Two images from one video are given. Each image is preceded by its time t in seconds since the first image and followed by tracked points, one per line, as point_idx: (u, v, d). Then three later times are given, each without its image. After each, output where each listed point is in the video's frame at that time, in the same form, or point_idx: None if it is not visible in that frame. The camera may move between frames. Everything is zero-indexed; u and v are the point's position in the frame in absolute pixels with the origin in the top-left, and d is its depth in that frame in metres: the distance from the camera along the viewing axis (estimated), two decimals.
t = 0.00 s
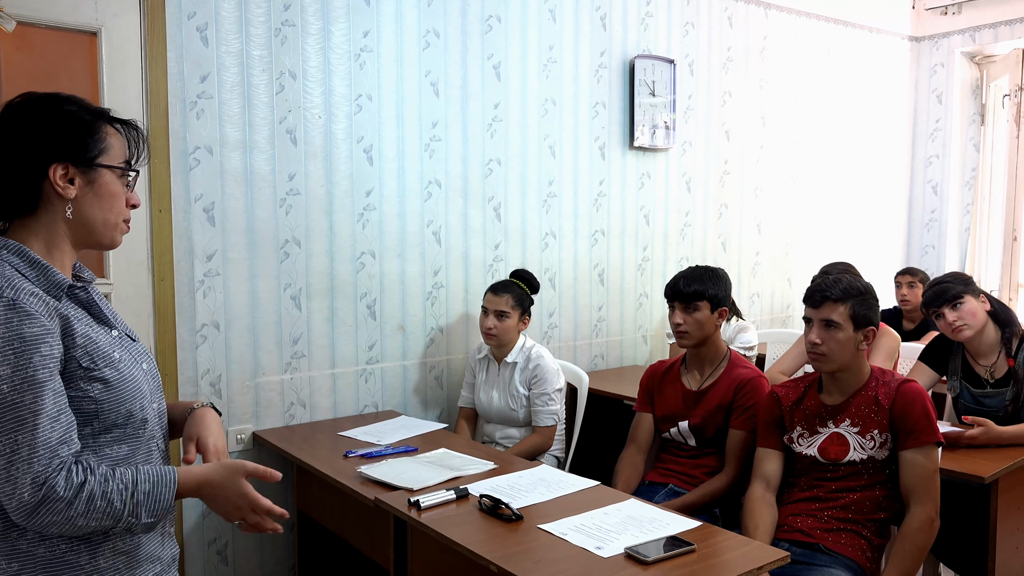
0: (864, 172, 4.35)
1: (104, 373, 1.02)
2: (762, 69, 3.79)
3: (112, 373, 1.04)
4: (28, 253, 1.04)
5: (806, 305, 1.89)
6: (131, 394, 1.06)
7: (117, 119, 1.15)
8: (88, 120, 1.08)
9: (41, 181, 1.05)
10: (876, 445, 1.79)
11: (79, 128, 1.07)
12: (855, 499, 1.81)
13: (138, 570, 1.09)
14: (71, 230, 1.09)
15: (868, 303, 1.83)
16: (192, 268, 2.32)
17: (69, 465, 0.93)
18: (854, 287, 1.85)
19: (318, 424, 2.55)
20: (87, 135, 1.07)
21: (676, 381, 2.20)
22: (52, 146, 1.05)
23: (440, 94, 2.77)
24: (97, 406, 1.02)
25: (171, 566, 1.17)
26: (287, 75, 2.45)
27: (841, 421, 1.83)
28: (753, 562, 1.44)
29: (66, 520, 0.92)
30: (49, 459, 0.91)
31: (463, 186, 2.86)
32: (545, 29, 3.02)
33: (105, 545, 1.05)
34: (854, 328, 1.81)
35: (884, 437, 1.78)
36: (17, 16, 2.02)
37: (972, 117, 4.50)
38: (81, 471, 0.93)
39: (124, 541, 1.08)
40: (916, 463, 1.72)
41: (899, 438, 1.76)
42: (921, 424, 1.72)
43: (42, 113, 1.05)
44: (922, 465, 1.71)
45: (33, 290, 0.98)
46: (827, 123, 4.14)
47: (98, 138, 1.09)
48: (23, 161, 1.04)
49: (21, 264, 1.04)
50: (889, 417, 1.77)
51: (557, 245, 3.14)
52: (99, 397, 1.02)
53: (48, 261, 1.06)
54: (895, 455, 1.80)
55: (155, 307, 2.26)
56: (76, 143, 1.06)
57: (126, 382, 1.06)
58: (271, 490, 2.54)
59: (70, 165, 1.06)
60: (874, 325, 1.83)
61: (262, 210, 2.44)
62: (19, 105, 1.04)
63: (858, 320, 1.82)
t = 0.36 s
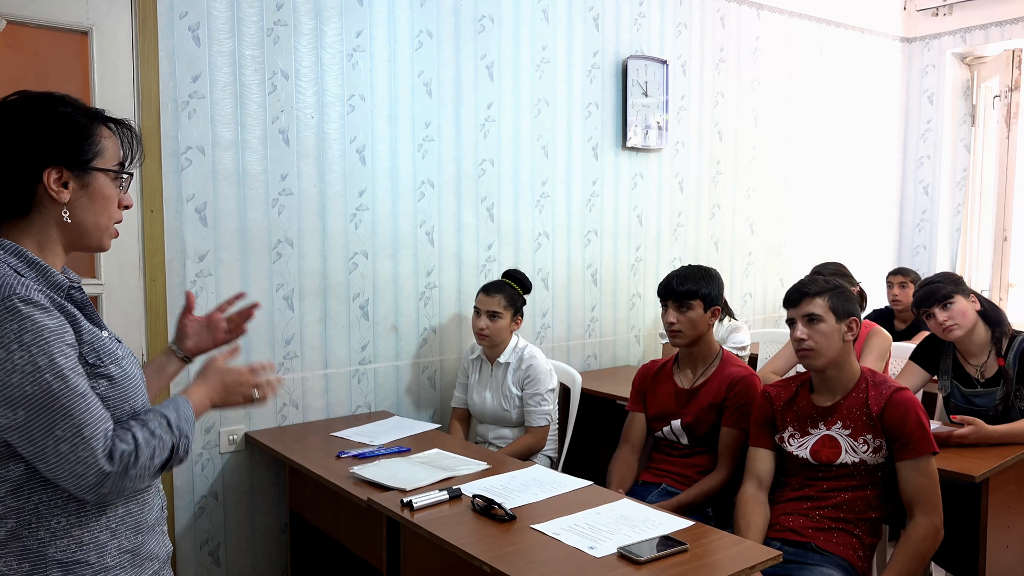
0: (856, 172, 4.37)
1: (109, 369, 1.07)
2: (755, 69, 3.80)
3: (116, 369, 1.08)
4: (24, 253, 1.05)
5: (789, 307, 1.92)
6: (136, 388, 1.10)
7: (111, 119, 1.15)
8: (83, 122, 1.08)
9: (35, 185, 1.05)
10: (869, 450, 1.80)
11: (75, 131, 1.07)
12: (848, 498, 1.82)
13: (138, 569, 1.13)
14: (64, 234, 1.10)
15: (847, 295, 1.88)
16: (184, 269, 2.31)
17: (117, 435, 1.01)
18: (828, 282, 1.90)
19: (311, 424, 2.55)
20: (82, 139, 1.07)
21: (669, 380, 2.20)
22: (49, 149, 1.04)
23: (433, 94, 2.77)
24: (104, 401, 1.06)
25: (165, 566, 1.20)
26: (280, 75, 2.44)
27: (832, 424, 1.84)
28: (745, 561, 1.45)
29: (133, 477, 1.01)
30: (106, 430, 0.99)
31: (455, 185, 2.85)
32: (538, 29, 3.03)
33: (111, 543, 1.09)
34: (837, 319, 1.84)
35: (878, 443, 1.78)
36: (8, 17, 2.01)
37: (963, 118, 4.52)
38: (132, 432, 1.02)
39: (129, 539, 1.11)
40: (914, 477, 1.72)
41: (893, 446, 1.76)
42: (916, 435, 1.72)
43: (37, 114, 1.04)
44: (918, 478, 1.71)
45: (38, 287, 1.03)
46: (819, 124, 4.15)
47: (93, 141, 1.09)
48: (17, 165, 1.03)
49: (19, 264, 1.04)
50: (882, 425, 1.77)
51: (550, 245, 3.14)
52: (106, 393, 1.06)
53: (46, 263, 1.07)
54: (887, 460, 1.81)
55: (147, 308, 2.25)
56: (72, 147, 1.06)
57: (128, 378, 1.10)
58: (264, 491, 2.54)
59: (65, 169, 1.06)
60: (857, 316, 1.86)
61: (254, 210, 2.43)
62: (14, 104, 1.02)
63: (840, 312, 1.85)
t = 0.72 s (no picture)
0: (845, 172, 4.39)
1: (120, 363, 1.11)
2: (745, 69, 3.81)
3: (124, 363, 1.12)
4: (35, 252, 1.05)
5: (768, 308, 1.94)
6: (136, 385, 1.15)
7: (106, 122, 1.14)
8: (77, 125, 1.08)
9: (28, 189, 1.05)
10: (856, 445, 1.81)
11: (69, 134, 1.06)
12: (836, 496, 1.83)
13: (136, 563, 1.14)
14: (57, 238, 1.09)
15: (823, 292, 1.90)
16: (173, 269, 2.30)
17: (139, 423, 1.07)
18: (802, 281, 1.93)
19: (302, 425, 2.54)
20: (76, 143, 1.07)
21: (659, 379, 2.21)
22: (42, 153, 1.04)
23: (424, 94, 2.77)
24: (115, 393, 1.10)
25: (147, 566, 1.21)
26: (270, 75, 2.44)
27: (819, 420, 1.85)
28: (736, 561, 1.45)
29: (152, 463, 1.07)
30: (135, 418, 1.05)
31: (446, 185, 2.85)
32: (529, 29, 3.03)
33: (116, 534, 1.10)
34: (816, 316, 1.86)
35: (864, 438, 1.80)
36: None
37: (952, 119, 4.55)
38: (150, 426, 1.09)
39: (131, 530, 1.13)
40: (904, 471, 1.72)
41: (880, 440, 1.77)
42: (902, 427, 1.73)
43: (31, 118, 1.04)
44: (905, 471, 1.72)
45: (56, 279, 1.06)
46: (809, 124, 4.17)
47: (86, 145, 1.08)
48: (10, 170, 1.03)
49: (29, 261, 1.04)
50: (868, 419, 1.78)
51: (541, 245, 3.14)
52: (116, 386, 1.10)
53: (54, 262, 1.08)
54: (875, 456, 1.82)
55: (136, 308, 2.24)
56: (65, 151, 1.05)
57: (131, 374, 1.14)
58: (255, 492, 2.53)
59: (57, 174, 1.06)
60: (835, 313, 1.88)
61: (244, 210, 2.42)
62: (7, 108, 1.02)
63: (818, 309, 1.87)
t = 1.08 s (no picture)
0: (842, 172, 4.40)
1: (113, 366, 1.09)
2: (742, 70, 3.82)
3: (120, 367, 1.10)
4: (31, 253, 1.05)
5: (762, 309, 1.95)
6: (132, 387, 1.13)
7: (102, 121, 1.14)
8: (72, 123, 1.08)
9: (23, 186, 1.05)
10: (849, 435, 1.81)
11: (64, 132, 1.06)
12: (834, 494, 1.83)
13: (132, 562, 1.14)
14: (53, 235, 1.09)
15: (816, 291, 1.92)
16: (171, 269, 2.30)
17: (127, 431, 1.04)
18: (796, 281, 1.94)
19: (300, 425, 2.54)
20: (71, 141, 1.07)
21: (657, 380, 2.22)
22: (37, 151, 1.04)
23: (421, 94, 2.77)
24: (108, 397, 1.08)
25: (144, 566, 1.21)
26: (267, 75, 2.43)
27: (814, 415, 1.85)
28: (733, 561, 1.45)
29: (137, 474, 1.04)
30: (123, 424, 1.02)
31: (444, 186, 2.85)
32: (526, 29, 3.03)
33: (109, 534, 1.10)
34: (811, 314, 1.87)
35: (857, 426, 1.80)
36: None
37: (948, 119, 4.56)
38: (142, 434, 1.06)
39: (125, 531, 1.13)
40: (886, 448, 1.74)
41: (872, 426, 1.78)
42: (891, 409, 1.75)
43: (27, 114, 1.04)
44: (893, 449, 1.73)
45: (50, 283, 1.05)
46: (806, 124, 4.17)
47: (82, 143, 1.08)
48: (5, 167, 1.03)
49: (25, 262, 1.04)
50: (861, 407, 1.80)
51: (539, 245, 3.14)
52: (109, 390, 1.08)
53: (49, 262, 1.08)
54: (868, 446, 1.82)
55: (133, 308, 2.24)
56: (59, 151, 1.06)
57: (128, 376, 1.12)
58: (253, 492, 2.53)
59: (52, 171, 1.06)
60: (828, 311, 1.90)
61: (241, 210, 2.42)
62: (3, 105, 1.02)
63: (812, 308, 1.88)
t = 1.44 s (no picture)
0: (838, 173, 4.41)
1: (92, 372, 1.08)
2: (739, 70, 3.82)
3: (100, 372, 1.09)
4: (13, 253, 1.05)
5: (764, 308, 1.95)
6: (114, 393, 1.12)
7: (100, 121, 1.15)
8: (72, 122, 1.08)
9: (23, 185, 1.04)
10: (848, 438, 1.81)
11: (62, 132, 1.06)
12: (831, 496, 1.83)
13: (116, 569, 1.15)
14: (51, 234, 1.09)
15: (818, 292, 1.92)
16: (168, 269, 2.30)
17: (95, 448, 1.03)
18: (798, 281, 1.94)
19: (297, 426, 2.53)
20: (71, 140, 1.07)
21: (655, 381, 2.21)
22: (38, 149, 1.04)
23: (418, 94, 2.77)
24: (86, 404, 1.07)
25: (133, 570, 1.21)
26: (264, 75, 2.43)
27: (813, 417, 1.85)
28: (731, 561, 1.45)
29: (100, 494, 1.03)
30: (85, 439, 1.01)
31: (442, 186, 2.85)
32: (523, 30, 3.03)
33: (88, 541, 1.09)
34: (812, 314, 1.87)
35: (856, 429, 1.80)
36: None
37: (945, 120, 4.57)
38: (110, 450, 1.05)
39: (105, 538, 1.12)
40: (887, 453, 1.74)
41: (870, 429, 1.79)
42: (890, 413, 1.75)
43: (24, 113, 1.04)
44: (894, 454, 1.73)
45: (27, 287, 1.04)
46: (803, 124, 4.18)
47: (81, 142, 1.08)
48: (5, 166, 1.02)
49: (6, 264, 1.04)
50: (859, 410, 1.80)
51: (536, 246, 3.14)
52: (88, 396, 1.07)
53: (34, 264, 1.07)
54: (867, 448, 1.82)
55: (130, 309, 2.24)
56: (60, 147, 1.06)
57: (109, 382, 1.11)
58: (249, 494, 2.52)
59: (53, 169, 1.06)
60: (830, 311, 1.90)
61: (238, 210, 2.42)
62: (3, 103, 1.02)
63: (814, 308, 1.88)
